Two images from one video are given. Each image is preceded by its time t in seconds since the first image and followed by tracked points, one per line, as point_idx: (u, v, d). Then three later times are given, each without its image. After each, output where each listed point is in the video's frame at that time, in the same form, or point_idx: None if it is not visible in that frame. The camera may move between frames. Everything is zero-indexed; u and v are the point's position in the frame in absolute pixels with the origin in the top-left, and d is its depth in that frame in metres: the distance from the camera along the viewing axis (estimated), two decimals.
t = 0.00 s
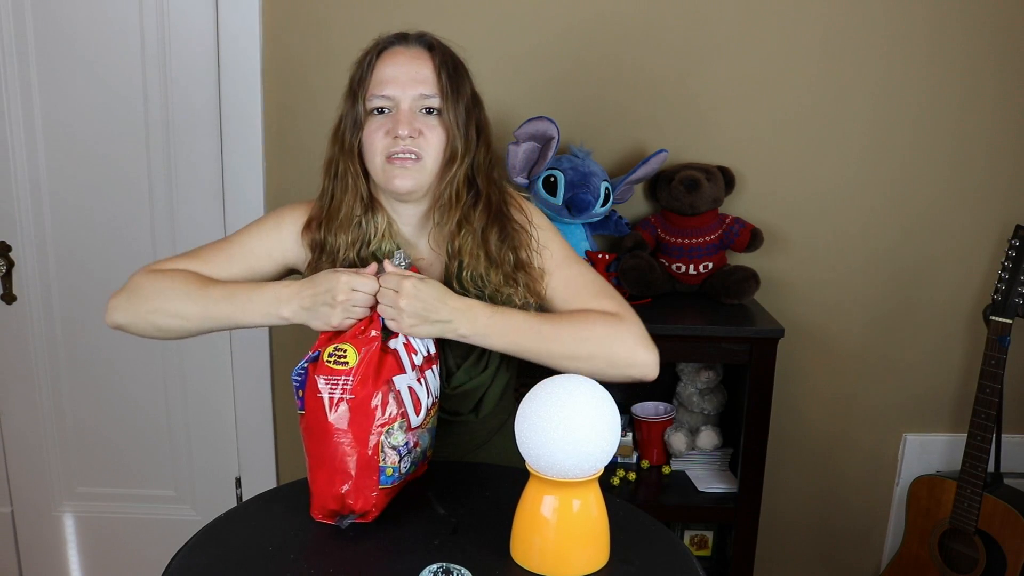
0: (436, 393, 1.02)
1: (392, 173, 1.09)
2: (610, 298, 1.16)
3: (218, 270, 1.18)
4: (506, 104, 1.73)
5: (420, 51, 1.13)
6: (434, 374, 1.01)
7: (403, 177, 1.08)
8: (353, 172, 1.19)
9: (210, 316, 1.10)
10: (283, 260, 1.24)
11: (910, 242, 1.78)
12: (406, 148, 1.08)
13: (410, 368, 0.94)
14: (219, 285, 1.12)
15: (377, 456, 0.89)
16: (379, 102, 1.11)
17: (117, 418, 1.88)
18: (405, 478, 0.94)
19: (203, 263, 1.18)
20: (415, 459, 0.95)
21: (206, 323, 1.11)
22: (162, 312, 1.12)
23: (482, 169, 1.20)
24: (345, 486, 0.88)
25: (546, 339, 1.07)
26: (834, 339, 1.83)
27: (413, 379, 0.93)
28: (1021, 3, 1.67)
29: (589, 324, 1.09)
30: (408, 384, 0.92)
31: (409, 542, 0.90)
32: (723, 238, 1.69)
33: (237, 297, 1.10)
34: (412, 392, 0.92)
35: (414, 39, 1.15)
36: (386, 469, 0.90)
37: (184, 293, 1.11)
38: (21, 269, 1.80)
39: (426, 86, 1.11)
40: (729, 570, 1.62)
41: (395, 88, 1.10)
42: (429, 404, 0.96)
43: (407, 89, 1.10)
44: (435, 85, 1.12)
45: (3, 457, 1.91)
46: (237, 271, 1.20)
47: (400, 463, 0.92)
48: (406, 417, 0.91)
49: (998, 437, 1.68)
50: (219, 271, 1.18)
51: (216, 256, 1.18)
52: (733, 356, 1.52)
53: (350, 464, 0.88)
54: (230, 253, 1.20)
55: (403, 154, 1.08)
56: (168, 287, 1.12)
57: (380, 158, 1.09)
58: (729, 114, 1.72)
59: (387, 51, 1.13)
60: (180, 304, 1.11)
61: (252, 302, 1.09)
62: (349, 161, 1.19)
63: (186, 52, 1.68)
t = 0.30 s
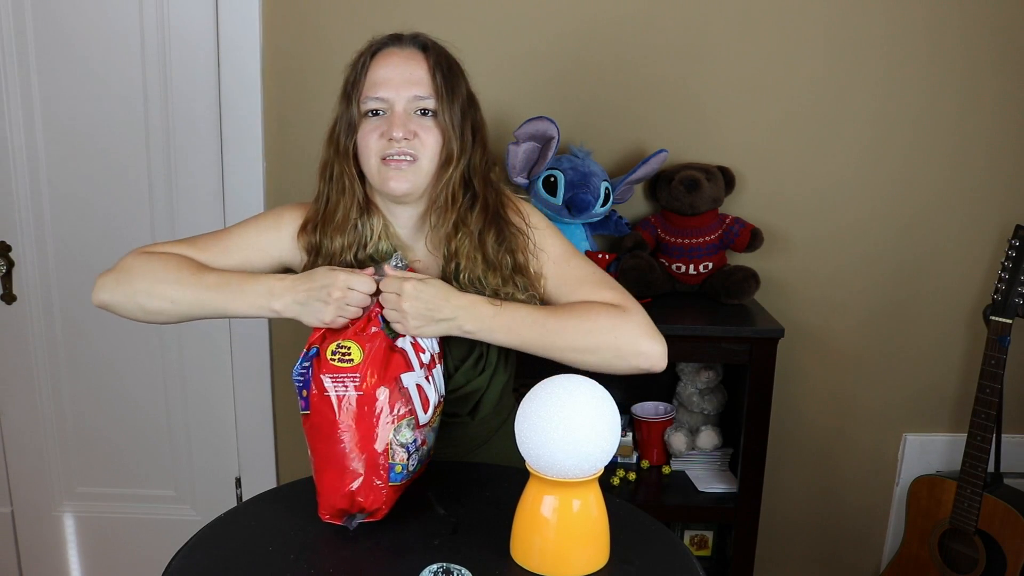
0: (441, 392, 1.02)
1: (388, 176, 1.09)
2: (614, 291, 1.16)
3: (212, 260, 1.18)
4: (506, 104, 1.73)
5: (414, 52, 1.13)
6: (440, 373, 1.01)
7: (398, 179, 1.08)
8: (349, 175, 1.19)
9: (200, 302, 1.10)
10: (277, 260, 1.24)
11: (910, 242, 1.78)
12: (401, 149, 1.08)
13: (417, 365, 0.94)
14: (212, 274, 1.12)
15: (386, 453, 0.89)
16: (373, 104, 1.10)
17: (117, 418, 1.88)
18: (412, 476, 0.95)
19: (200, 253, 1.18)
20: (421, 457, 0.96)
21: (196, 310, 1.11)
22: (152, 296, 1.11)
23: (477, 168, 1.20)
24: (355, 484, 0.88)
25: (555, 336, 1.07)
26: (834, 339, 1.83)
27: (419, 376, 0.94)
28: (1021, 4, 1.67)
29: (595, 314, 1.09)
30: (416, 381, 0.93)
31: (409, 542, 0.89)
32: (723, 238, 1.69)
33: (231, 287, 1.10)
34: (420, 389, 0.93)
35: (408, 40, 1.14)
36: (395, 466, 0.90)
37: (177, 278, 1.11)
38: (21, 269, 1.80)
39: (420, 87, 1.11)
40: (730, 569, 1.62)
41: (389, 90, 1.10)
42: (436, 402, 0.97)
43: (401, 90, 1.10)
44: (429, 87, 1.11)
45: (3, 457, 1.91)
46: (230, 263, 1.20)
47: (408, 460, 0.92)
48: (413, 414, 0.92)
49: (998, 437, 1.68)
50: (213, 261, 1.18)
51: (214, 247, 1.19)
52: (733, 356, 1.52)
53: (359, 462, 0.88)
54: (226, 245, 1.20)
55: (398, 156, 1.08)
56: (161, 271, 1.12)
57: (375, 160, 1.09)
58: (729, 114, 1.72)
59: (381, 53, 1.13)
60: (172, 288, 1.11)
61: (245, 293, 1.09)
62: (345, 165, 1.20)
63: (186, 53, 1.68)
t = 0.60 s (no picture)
0: (443, 396, 1.02)
1: (387, 183, 1.08)
2: (612, 301, 1.17)
3: (212, 266, 1.18)
4: (506, 104, 1.73)
5: (408, 54, 1.11)
6: (441, 375, 1.01)
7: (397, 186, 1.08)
8: (349, 177, 1.19)
9: (201, 306, 1.10)
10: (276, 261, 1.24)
11: (909, 242, 1.78)
12: (399, 158, 1.07)
13: (417, 372, 0.93)
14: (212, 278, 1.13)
15: (385, 462, 0.89)
16: (370, 111, 1.09)
17: (116, 418, 1.88)
18: (411, 482, 0.95)
19: (200, 259, 1.18)
20: (421, 464, 0.96)
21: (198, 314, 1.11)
22: (153, 303, 1.11)
23: (477, 166, 1.20)
24: (353, 494, 0.88)
25: (561, 346, 1.07)
26: (833, 338, 1.83)
27: (419, 384, 0.92)
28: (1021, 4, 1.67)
29: (597, 323, 1.10)
30: (414, 390, 0.91)
31: (408, 542, 0.89)
32: (723, 238, 1.69)
33: (230, 289, 1.10)
34: (418, 396, 0.92)
35: (402, 41, 1.12)
36: (394, 475, 0.90)
37: (178, 285, 1.11)
38: (21, 269, 1.80)
39: (416, 92, 1.09)
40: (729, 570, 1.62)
41: (385, 96, 1.08)
42: (435, 409, 0.96)
43: (396, 96, 1.08)
44: (425, 90, 1.10)
45: (3, 457, 1.91)
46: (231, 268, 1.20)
47: (407, 469, 0.92)
48: (412, 422, 0.91)
49: (997, 437, 1.68)
50: (213, 266, 1.18)
51: (212, 251, 1.19)
52: (733, 356, 1.52)
53: (357, 471, 0.88)
54: (226, 250, 1.20)
55: (396, 164, 1.07)
56: (162, 279, 1.12)
57: (374, 167, 1.08)
58: (729, 114, 1.72)
59: (376, 57, 1.11)
60: (173, 294, 1.11)
61: (244, 294, 1.09)
62: (344, 168, 1.20)
63: (186, 52, 1.68)
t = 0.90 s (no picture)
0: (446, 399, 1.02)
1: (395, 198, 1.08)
2: (616, 303, 1.17)
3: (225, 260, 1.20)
4: (506, 104, 1.73)
5: (408, 70, 1.05)
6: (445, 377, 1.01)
7: (405, 201, 1.08)
8: (357, 183, 1.20)
9: (209, 291, 1.10)
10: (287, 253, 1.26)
11: (909, 243, 1.78)
12: (405, 178, 1.05)
13: (421, 375, 0.92)
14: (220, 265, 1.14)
15: (388, 464, 0.89)
16: (373, 133, 1.05)
17: (117, 418, 1.88)
18: (412, 484, 0.95)
19: (211, 254, 1.20)
20: (423, 466, 0.96)
21: (207, 301, 1.11)
22: (164, 292, 1.12)
23: (481, 170, 1.18)
24: (355, 494, 0.89)
25: (574, 342, 1.07)
26: (833, 339, 1.83)
27: (423, 387, 0.92)
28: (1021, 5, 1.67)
29: (605, 325, 1.10)
30: (418, 393, 0.91)
31: (408, 542, 0.89)
32: (723, 238, 1.69)
33: (234, 271, 1.11)
34: (422, 399, 0.91)
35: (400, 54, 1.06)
36: (397, 477, 0.90)
37: (189, 273, 1.13)
38: (21, 269, 1.80)
39: (417, 115, 1.04)
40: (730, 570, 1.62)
41: (387, 119, 1.03)
42: (439, 411, 0.96)
43: (398, 119, 1.03)
44: (426, 110, 1.05)
45: (3, 457, 1.91)
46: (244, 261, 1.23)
47: (410, 470, 0.92)
48: (416, 425, 0.91)
49: (997, 437, 1.68)
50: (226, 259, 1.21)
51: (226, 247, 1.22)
52: (733, 356, 1.52)
53: (360, 472, 0.88)
54: (238, 245, 1.23)
55: (403, 184, 1.06)
56: (174, 270, 1.14)
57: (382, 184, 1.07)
58: (729, 114, 1.72)
59: (374, 75, 1.06)
60: (183, 282, 1.12)
61: (247, 274, 1.09)
62: (352, 173, 1.19)
63: (186, 53, 1.68)
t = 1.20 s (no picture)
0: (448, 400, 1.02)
1: (409, 197, 1.08)
2: (609, 308, 1.16)
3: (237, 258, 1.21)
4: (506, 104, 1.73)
5: (424, 74, 1.06)
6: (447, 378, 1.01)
7: (418, 201, 1.08)
8: (372, 181, 1.20)
9: (221, 289, 1.10)
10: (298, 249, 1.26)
11: (909, 243, 1.78)
12: (418, 179, 1.06)
13: (424, 378, 0.92)
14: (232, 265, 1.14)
15: (391, 466, 0.89)
16: (388, 134, 1.06)
17: (117, 418, 1.88)
18: (414, 486, 0.95)
19: (224, 252, 1.21)
20: (425, 468, 0.96)
21: (220, 299, 1.11)
22: (176, 291, 1.13)
23: (492, 170, 1.18)
24: (357, 496, 0.89)
25: (563, 349, 1.05)
26: (833, 339, 1.83)
27: (426, 390, 0.92)
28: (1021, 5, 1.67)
29: (595, 330, 1.08)
30: (422, 396, 0.91)
31: (408, 542, 0.89)
32: (723, 238, 1.69)
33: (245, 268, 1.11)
34: (425, 402, 0.91)
35: (416, 57, 1.07)
36: (399, 479, 0.90)
37: (201, 272, 1.13)
38: (21, 269, 1.80)
39: (432, 118, 1.05)
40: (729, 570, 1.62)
41: (402, 121, 1.04)
42: (442, 415, 0.96)
43: (413, 122, 1.04)
44: (440, 113, 1.05)
45: (3, 457, 1.91)
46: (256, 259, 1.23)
47: (412, 473, 0.92)
48: (419, 428, 0.91)
49: (998, 437, 1.69)
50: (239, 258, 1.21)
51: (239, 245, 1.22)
52: (733, 356, 1.52)
53: (361, 474, 0.88)
54: (250, 243, 1.23)
55: (416, 184, 1.06)
56: (188, 270, 1.15)
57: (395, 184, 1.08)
58: (729, 114, 1.72)
59: (390, 77, 1.06)
60: (197, 281, 1.12)
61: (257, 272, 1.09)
62: (367, 173, 1.19)
63: (186, 53, 1.68)
